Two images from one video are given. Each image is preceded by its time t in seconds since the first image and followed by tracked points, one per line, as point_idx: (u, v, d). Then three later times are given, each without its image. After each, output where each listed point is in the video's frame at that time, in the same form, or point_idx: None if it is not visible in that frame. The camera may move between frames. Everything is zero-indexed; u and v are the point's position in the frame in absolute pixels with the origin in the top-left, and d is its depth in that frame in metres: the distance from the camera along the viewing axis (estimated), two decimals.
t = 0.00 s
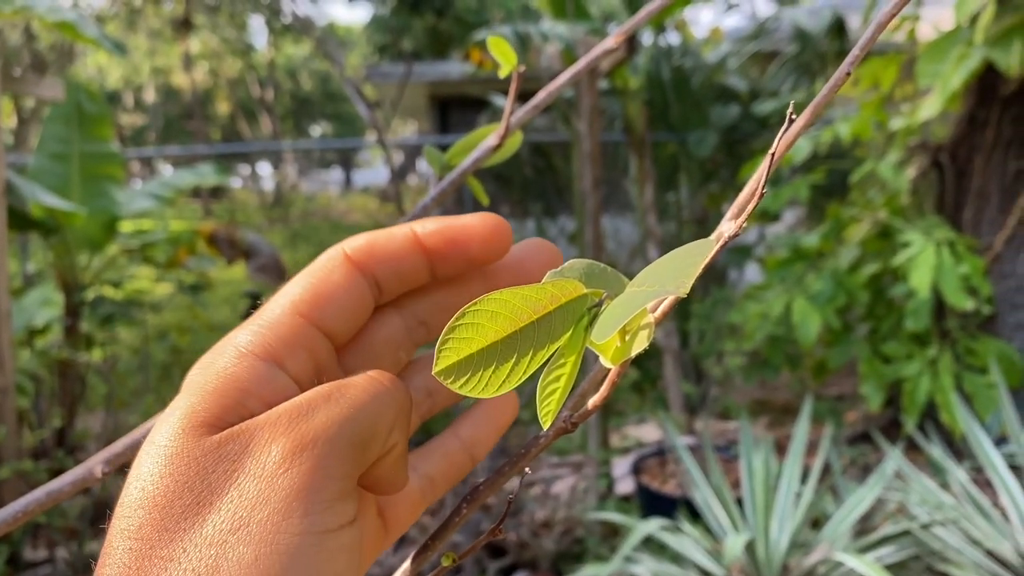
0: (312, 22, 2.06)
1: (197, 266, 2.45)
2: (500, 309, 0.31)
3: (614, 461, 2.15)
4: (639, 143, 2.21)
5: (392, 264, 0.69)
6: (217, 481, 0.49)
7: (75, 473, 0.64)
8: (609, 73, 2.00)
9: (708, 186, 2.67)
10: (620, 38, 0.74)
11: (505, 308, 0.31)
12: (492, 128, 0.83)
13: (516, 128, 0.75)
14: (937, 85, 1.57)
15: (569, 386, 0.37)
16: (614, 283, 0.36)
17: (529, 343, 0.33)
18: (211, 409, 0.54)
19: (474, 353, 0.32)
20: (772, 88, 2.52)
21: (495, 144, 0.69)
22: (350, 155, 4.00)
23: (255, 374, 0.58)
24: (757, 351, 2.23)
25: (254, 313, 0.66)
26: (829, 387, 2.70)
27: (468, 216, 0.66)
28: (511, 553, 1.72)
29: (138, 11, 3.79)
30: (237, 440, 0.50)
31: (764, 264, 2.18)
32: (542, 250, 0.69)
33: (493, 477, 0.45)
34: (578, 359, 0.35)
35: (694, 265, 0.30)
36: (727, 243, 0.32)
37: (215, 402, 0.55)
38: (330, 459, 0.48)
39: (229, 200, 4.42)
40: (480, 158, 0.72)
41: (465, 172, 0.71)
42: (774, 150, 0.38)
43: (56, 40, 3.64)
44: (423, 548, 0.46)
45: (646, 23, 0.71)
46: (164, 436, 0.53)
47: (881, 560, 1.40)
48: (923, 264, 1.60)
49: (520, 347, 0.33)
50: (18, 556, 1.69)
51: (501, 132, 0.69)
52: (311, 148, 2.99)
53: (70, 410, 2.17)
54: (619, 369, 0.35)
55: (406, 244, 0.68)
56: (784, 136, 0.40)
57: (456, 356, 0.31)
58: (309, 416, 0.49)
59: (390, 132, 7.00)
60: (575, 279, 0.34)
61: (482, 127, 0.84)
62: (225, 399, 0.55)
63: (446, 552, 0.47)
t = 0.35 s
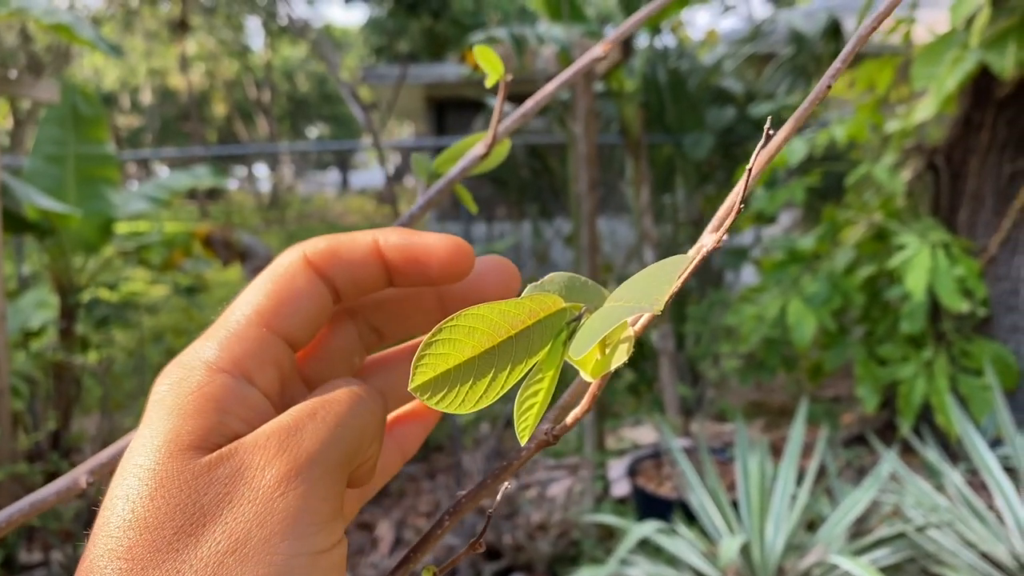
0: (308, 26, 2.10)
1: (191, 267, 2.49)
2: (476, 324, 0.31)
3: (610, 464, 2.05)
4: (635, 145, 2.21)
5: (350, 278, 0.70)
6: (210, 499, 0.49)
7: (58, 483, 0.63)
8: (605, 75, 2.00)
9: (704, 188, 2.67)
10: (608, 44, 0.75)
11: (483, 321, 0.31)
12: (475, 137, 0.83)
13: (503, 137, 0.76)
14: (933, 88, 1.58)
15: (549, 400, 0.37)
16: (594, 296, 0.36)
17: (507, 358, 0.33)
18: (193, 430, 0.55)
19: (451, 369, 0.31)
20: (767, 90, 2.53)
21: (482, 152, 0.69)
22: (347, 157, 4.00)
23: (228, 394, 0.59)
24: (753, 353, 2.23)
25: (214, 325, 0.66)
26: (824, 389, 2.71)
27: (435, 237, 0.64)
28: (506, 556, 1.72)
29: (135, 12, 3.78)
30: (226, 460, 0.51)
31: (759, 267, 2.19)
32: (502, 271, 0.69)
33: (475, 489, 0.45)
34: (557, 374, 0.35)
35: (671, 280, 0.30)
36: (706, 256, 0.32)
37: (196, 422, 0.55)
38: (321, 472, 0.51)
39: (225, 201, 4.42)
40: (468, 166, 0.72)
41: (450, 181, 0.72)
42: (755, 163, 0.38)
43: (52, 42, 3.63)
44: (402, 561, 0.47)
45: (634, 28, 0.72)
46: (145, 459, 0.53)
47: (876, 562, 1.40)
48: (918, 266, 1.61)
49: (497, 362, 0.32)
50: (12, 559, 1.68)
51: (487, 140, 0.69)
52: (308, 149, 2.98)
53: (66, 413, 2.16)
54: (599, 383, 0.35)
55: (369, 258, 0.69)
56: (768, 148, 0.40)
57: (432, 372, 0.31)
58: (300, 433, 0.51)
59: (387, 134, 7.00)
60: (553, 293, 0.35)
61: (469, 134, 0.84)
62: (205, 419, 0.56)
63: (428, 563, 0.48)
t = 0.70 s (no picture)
0: (305, 26, 2.10)
1: (188, 269, 2.48)
2: (456, 324, 0.31)
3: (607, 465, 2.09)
4: (632, 146, 2.21)
5: (294, 286, 0.74)
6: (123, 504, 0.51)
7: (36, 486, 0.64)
8: (602, 77, 2.00)
9: (701, 190, 2.67)
10: (597, 42, 0.75)
11: (462, 322, 0.31)
12: (463, 135, 0.83)
13: (493, 134, 0.75)
14: (930, 89, 1.58)
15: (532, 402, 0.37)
16: (581, 295, 0.36)
17: (488, 359, 0.32)
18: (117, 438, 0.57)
19: (429, 371, 0.31)
20: (765, 92, 2.53)
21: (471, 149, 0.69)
22: (344, 159, 3.99)
23: (159, 405, 0.62)
24: (750, 355, 2.23)
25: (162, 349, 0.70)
26: (822, 391, 2.71)
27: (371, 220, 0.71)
28: (503, 558, 1.71)
29: (132, 13, 3.78)
30: (139, 465, 0.52)
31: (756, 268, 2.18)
32: (466, 252, 0.76)
33: (460, 495, 0.45)
34: (541, 375, 0.35)
35: (652, 287, 0.31)
36: (695, 255, 0.32)
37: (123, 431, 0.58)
38: (233, 464, 0.52)
39: (222, 203, 4.41)
40: (455, 164, 0.72)
41: (439, 179, 0.71)
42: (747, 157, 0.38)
43: (49, 43, 3.63)
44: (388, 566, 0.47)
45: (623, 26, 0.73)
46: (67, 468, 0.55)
47: (873, 565, 1.39)
48: (916, 268, 1.60)
49: (477, 364, 0.32)
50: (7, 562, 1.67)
51: (477, 138, 0.69)
52: (305, 151, 2.95)
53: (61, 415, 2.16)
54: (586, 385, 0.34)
55: (311, 260, 0.73)
56: (761, 141, 0.40)
57: (410, 374, 0.31)
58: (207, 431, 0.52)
59: (384, 136, 7.00)
60: (538, 292, 0.34)
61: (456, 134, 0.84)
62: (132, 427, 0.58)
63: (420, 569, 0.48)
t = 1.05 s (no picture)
0: (304, 27, 2.10)
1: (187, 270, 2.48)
2: (444, 325, 0.31)
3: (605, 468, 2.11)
4: (631, 148, 2.21)
5: (283, 282, 0.82)
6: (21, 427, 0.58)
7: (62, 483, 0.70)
8: (600, 78, 2.00)
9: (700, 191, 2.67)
10: (593, 42, 0.75)
11: (450, 323, 0.31)
12: (459, 134, 0.83)
13: (487, 134, 0.75)
14: (928, 91, 1.58)
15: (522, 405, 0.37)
16: (573, 296, 0.36)
17: (477, 361, 0.32)
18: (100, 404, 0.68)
19: (416, 373, 0.32)
20: (764, 93, 2.52)
21: (465, 149, 0.69)
22: (343, 160, 3.99)
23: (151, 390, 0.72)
24: (748, 356, 2.23)
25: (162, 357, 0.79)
26: (821, 392, 2.71)
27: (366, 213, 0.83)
28: (501, 559, 1.71)
29: (131, 15, 3.77)
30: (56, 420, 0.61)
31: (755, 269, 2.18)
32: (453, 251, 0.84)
33: (451, 499, 0.45)
34: (530, 376, 0.35)
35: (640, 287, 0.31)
36: (688, 254, 0.32)
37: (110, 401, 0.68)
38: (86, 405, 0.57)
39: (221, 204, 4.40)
40: (450, 164, 0.72)
41: (431, 179, 0.72)
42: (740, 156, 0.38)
43: (48, 44, 3.63)
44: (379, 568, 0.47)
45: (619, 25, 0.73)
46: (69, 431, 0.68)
47: (872, 567, 1.39)
48: (914, 269, 1.60)
49: (466, 366, 0.32)
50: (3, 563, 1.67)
51: (470, 138, 0.69)
52: (304, 151, 2.92)
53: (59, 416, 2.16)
54: (577, 387, 0.34)
55: (302, 256, 0.82)
56: (756, 139, 0.41)
57: (397, 376, 0.31)
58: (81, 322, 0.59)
59: (384, 137, 6.99)
60: (528, 293, 0.35)
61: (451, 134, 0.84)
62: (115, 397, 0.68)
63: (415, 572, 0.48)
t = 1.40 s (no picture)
0: (304, 28, 2.11)
1: (186, 271, 2.48)
2: (440, 322, 0.31)
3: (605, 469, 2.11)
4: (631, 149, 2.21)
5: (346, 229, 0.86)
6: None
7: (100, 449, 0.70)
8: (601, 79, 2.00)
9: (700, 192, 2.67)
10: (594, 38, 0.75)
11: (447, 319, 0.31)
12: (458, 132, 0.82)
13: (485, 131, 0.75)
14: (928, 91, 1.57)
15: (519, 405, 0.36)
16: (572, 293, 0.35)
17: (474, 358, 0.32)
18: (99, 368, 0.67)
19: (412, 370, 0.32)
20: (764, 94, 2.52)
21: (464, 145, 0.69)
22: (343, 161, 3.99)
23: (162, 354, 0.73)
24: (749, 357, 2.23)
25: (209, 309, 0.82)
26: (821, 393, 2.71)
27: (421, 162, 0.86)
28: (501, 561, 1.71)
29: (131, 16, 3.77)
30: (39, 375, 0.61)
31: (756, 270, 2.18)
32: (511, 213, 0.94)
33: (449, 498, 0.44)
34: (529, 375, 0.34)
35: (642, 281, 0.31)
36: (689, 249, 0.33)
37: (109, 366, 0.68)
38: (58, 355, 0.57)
39: (221, 205, 4.40)
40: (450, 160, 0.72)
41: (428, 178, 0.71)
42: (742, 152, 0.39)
43: (48, 45, 3.63)
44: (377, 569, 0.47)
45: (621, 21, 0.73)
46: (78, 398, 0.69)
47: (872, 568, 1.39)
48: (915, 270, 1.60)
49: (462, 363, 0.32)
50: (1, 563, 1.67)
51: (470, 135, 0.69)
52: (304, 152, 2.92)
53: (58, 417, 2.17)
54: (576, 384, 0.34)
55: (364, 204, 0.86)
56: (757, 136, 0.41)
57: (392, 373, 0.32)
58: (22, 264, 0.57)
59: (384, 138, 6.98)
60: (526, 290, 0.34)
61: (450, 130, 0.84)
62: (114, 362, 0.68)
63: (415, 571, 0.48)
